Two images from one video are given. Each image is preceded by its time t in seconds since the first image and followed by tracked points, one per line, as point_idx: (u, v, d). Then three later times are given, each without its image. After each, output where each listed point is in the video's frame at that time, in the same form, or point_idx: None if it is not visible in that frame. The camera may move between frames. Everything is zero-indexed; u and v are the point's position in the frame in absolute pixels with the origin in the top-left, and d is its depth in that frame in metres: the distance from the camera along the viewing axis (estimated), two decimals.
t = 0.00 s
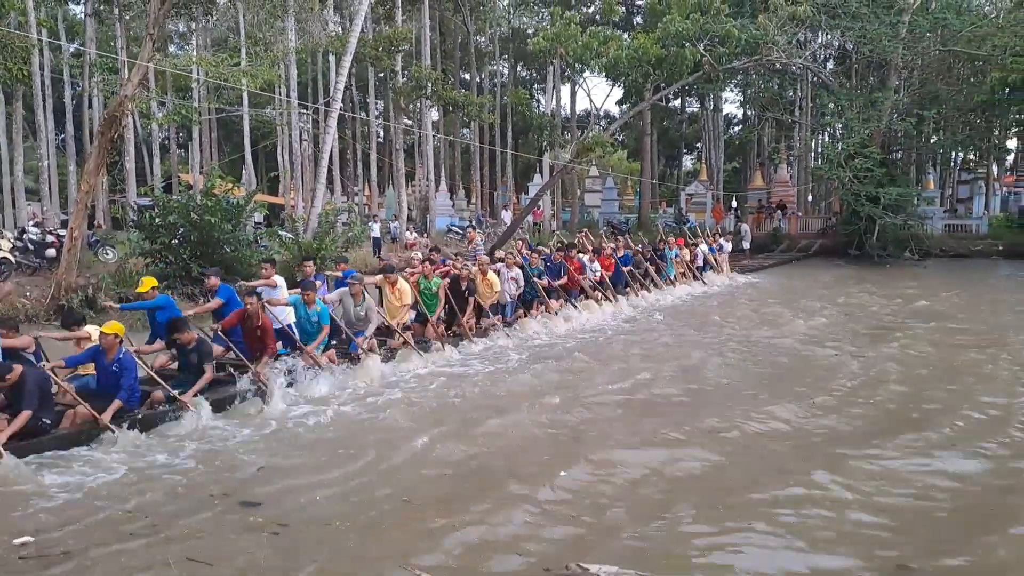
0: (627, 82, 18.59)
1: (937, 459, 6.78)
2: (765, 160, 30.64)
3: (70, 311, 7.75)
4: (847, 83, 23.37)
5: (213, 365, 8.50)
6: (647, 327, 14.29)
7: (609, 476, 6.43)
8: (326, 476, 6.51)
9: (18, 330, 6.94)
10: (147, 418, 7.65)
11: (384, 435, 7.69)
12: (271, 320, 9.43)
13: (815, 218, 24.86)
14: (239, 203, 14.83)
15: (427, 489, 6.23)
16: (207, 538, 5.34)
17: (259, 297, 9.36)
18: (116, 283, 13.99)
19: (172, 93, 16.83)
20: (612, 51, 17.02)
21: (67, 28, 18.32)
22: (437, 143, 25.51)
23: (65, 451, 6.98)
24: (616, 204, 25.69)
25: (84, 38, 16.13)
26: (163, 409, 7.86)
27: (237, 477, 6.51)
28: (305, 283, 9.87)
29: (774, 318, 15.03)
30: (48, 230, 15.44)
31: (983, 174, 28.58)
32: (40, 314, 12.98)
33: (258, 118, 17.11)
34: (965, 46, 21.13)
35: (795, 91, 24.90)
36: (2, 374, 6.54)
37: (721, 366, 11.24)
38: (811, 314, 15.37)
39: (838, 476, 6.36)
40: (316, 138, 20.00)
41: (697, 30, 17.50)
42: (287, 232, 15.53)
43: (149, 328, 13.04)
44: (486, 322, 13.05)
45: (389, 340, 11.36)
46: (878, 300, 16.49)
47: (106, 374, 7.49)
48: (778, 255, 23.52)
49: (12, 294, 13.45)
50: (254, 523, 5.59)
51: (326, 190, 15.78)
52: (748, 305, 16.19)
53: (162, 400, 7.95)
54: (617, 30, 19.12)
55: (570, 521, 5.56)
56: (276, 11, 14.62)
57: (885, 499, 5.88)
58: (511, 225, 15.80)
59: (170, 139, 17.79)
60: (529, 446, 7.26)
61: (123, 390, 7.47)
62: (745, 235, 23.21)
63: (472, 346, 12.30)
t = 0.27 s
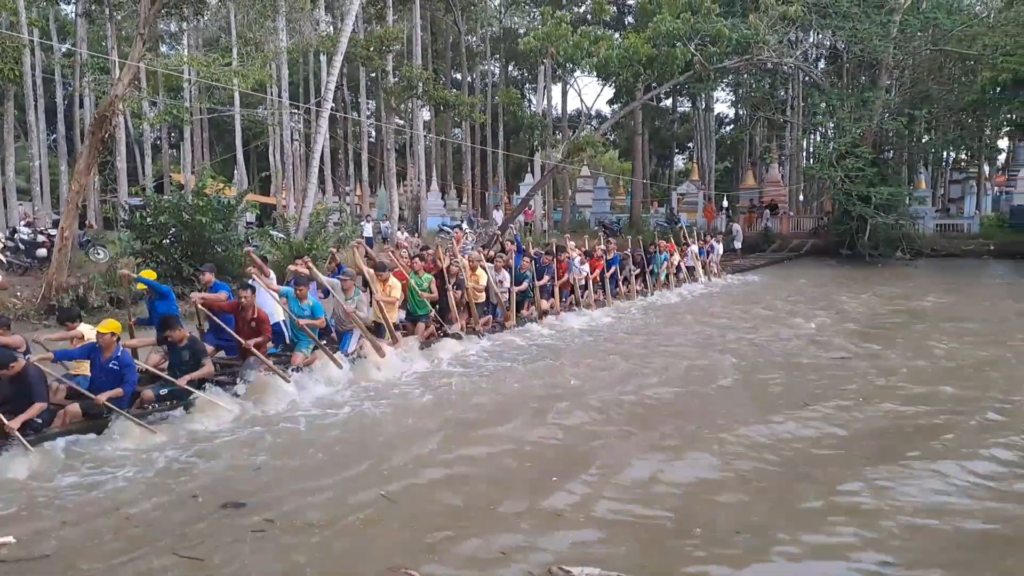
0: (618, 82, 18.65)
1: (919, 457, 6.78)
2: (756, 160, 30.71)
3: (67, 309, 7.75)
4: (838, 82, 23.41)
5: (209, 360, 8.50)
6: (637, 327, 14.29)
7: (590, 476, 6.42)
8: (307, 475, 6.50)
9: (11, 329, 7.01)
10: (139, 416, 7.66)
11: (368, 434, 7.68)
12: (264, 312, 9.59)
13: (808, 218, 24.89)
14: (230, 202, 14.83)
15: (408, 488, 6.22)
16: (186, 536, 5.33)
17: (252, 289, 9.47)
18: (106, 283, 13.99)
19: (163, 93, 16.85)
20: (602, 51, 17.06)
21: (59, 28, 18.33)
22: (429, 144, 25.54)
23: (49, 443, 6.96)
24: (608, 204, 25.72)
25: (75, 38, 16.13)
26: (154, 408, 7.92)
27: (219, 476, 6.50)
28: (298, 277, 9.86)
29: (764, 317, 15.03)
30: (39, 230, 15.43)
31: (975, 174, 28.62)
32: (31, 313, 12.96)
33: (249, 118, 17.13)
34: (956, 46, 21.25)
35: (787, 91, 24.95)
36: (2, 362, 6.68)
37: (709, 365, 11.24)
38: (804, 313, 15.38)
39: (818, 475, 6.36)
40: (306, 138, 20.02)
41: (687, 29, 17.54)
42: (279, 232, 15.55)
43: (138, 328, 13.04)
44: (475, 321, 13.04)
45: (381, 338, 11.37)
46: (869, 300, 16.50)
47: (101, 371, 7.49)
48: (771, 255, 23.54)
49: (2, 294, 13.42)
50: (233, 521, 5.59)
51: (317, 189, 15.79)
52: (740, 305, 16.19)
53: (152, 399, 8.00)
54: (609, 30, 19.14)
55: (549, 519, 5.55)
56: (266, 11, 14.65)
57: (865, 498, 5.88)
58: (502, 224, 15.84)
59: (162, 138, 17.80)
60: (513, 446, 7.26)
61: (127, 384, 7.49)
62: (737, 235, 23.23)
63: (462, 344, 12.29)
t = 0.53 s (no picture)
0: (612, 82, 18.66)
1: (906, 458, 6.76)
2: (752, 160, 30.71)
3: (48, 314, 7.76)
4: (834, 82, 23.41)
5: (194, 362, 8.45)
6: (631, 327, 14.26)
7: (578, 476, 6.40)
8: (294, 475, 6.48)
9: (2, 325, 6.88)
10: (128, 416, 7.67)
11: (356, 434, 7.66)
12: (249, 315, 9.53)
13: (803, 218, 24.88)
14: (223, 202, 14.86)
15: (395, 487, 6.20)
16: (171, 537, 5.31)
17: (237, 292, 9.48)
18: (100, 283, 13.97)
19: (158, 93, 16.84)
20: (596, 51, 17.08)
21: (53, 27, 18.30)
22: (424, 143, 25.57)
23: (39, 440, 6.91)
24: (603, 204, 25.73)
25: (69, 38, 16.16)
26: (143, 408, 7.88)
27: (205, 476, 6.48)
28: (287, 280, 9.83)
29: (759, 318, 15.00)
30: (32, 230, 15.46)
31: (971, 174, 28.62)
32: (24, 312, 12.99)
33: (243, 118, 17.14)
34: (951, 46, 21.22)
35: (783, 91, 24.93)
36: None
37: (701, 365, 11.25)
38: (797, 313, 15.38)
39: (807, 476, 6.34)
40: (301, 138, 20.05)
41: (682, 30, 17.53)
42: (272, 232, 15.56)
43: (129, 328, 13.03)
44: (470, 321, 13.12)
45: (373, 339, 11.45)
46: (864, 300, 16.48)
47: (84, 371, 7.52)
48: (766, 255, 23.55)
49: None
50: (219, 521, 5.57)
51: (310, 189, 15.81)
52: (734, 305, 16.17)
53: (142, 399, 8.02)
54: (603, 30, 19.15)
55: (536, 519, 5.53)
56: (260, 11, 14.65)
57: (853, 498, 5.85)
58: (495, 223, 15.84)
59: (156, 139, 17.82)
60: (502, 446, 7.23)
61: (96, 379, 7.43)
62: (732, 235, 23.20)
63: (454, 348, 12.23)
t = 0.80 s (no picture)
0: (612, 84, 18.64)
1: (899, 460, 6.74)
2: (753, 162, 30.65)
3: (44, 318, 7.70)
4: (835, 84, 23.35)
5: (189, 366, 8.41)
6: (631, 330, 14.23)
7: (572, 479, 6.37)
8: (288, 477, 6.48)
9: None
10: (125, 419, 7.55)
11: (350, 437, 7.65)
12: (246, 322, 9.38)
13: (805, 220, 24.80)
14: (223, 204, 14.86)
15: (389, 490, 6.18)
16: (164, 538, 5.30)
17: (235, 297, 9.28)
18: (100, 285, 14.00)
19: (158, 95, 16.88)
20: (596, 53, 17.05)
21: (54, 29, 18.36)
22: (424, 146, 25.58)
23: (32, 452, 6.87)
24: (602, 206, 25.69)
25: (69, 40, 16.18)
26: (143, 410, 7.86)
27: (200, 478, 6.47)
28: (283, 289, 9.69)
29: (759, 320, 14.96)
30: (32, 231, 15.48)
31: (973, 176, 28.54)
32: (23, 314, 13.00)
33: (243, 120, 17.15)
34: (953, 48, 21.29)
35: (784, 93, 24.87)
36: None
37: (700, 368, 11.22)
38: (798, 316, 15.34)
39: (801, 480, 6.31)
40: (300, 139, 20.06)
41: (682, 31, 17.49)
42: (271, 234, 15.58)
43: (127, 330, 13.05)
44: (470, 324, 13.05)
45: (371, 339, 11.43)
46: (865, 303, 16.43)
47: (81, 374, 7.46)
48: (767, 257, 23.48)
49: None
50: (212, 523, 5.56)
51: (309, 191, 15.81)
52: (734, 308, 16.14)
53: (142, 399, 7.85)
54: (602, 32, 19.16)
55: (530, 522, 5.52)
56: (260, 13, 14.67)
57: (847, 502, 5.82)
58: (495, 225, 15.81)
59: (156, 140, 17.83)
60: (496, 448, 7.22)
61: (88, 388, 7.43)
62: (733, 237, 23.14)
63: (451, 352, 12.22)
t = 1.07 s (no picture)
0: (613, 86, 18.65)
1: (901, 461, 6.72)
2: (755, 164, 30.63)
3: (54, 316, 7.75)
4: (837, 86, 23.33)
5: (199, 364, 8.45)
6: (632, 331, 14.21)
7: (572, 479, 6.36)
8: (288, 477, 6.48)
9: None
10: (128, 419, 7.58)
11: (350, 437, 7.64)
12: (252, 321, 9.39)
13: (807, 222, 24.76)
14: (224, 205, 14.89)
15: (383, 489, 6.19)
16: (164, 538, 5.31)
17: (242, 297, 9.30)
18: (101, 285, 14.02)
19: (160, 97, 16.92)
20: (597, 55, 17.05)
21: (56, 31, 18.39)
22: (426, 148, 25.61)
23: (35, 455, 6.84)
24: (604, 208, 25.68)
25: (72, 42, 16.24)
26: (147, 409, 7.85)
27: (200, 477, 6.48)
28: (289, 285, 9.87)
29: (760, 322, 14.95)
30: (35, 233, 15.53)
31: (976, 179, 28.47)
32: (25, 315, 13.04)
33: (244, 122, 17.18)
34: (956, 50, 21.25)
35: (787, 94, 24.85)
36: None
37: (699, 369, 11.22)
38: (799, 317, 15.32)
39: (802, 480, 6.29)
40: (302, 141, 20.11)
41: (684, 33, 17.47)
42: (272, 235, 15.58)
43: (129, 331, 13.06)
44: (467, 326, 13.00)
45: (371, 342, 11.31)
46: (868, 305, 16.39)
47: (89, 374, 7.46)
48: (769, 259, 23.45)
49: None
50: (211, 522, 5.56)
51: (310, 192, 15.82)
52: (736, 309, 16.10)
53: (145, 400, 7.96)
54: (604, 34, 19.13)
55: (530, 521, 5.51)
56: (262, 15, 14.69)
57: (846, 502, 5.81)
58: (496, 226, 15.79)
59: (159, 142, 17.88)
60: (496, 448, 7.21)
61: (110, 390, 7.36)
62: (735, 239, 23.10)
63: (451, 350, 12.23)
